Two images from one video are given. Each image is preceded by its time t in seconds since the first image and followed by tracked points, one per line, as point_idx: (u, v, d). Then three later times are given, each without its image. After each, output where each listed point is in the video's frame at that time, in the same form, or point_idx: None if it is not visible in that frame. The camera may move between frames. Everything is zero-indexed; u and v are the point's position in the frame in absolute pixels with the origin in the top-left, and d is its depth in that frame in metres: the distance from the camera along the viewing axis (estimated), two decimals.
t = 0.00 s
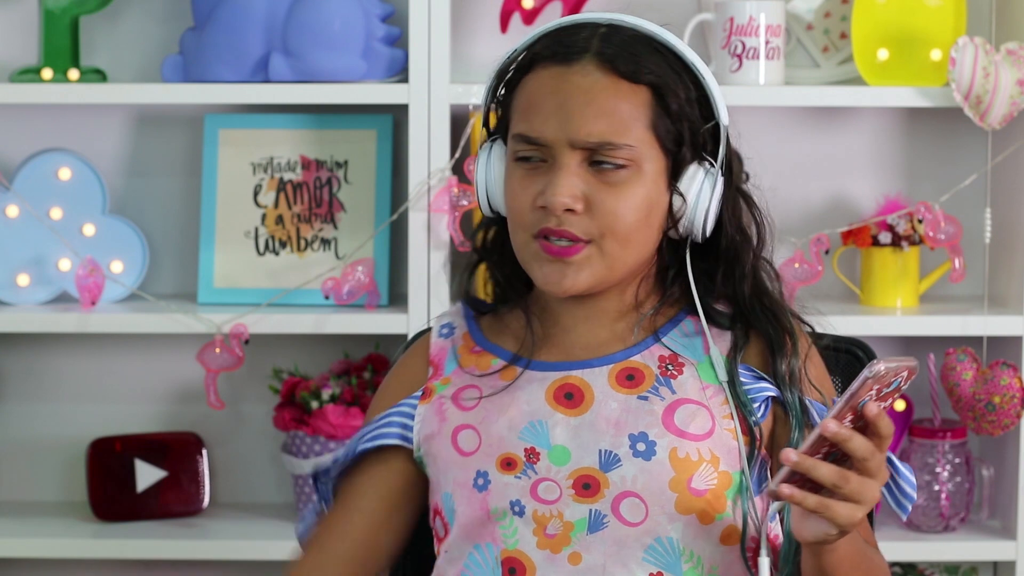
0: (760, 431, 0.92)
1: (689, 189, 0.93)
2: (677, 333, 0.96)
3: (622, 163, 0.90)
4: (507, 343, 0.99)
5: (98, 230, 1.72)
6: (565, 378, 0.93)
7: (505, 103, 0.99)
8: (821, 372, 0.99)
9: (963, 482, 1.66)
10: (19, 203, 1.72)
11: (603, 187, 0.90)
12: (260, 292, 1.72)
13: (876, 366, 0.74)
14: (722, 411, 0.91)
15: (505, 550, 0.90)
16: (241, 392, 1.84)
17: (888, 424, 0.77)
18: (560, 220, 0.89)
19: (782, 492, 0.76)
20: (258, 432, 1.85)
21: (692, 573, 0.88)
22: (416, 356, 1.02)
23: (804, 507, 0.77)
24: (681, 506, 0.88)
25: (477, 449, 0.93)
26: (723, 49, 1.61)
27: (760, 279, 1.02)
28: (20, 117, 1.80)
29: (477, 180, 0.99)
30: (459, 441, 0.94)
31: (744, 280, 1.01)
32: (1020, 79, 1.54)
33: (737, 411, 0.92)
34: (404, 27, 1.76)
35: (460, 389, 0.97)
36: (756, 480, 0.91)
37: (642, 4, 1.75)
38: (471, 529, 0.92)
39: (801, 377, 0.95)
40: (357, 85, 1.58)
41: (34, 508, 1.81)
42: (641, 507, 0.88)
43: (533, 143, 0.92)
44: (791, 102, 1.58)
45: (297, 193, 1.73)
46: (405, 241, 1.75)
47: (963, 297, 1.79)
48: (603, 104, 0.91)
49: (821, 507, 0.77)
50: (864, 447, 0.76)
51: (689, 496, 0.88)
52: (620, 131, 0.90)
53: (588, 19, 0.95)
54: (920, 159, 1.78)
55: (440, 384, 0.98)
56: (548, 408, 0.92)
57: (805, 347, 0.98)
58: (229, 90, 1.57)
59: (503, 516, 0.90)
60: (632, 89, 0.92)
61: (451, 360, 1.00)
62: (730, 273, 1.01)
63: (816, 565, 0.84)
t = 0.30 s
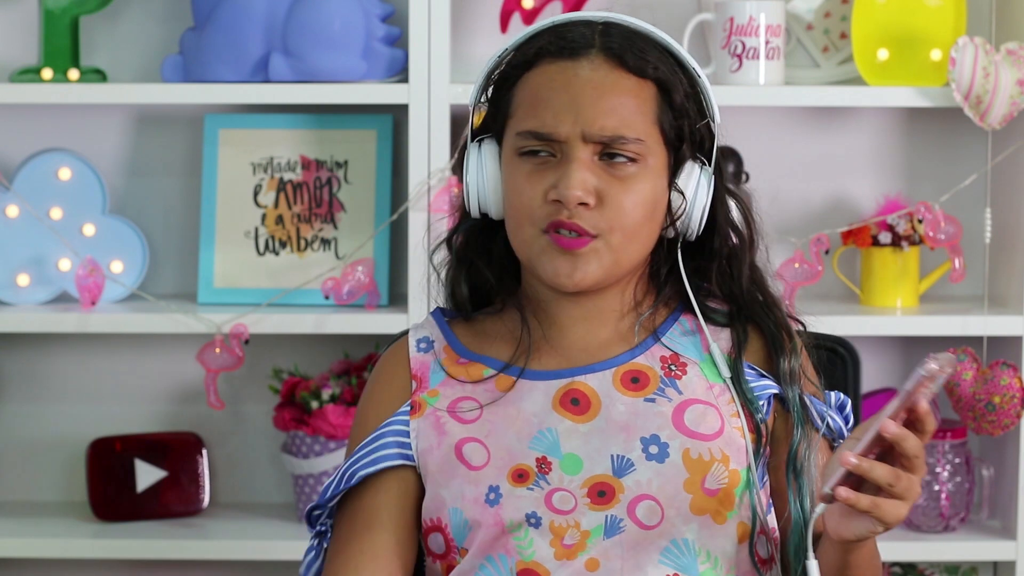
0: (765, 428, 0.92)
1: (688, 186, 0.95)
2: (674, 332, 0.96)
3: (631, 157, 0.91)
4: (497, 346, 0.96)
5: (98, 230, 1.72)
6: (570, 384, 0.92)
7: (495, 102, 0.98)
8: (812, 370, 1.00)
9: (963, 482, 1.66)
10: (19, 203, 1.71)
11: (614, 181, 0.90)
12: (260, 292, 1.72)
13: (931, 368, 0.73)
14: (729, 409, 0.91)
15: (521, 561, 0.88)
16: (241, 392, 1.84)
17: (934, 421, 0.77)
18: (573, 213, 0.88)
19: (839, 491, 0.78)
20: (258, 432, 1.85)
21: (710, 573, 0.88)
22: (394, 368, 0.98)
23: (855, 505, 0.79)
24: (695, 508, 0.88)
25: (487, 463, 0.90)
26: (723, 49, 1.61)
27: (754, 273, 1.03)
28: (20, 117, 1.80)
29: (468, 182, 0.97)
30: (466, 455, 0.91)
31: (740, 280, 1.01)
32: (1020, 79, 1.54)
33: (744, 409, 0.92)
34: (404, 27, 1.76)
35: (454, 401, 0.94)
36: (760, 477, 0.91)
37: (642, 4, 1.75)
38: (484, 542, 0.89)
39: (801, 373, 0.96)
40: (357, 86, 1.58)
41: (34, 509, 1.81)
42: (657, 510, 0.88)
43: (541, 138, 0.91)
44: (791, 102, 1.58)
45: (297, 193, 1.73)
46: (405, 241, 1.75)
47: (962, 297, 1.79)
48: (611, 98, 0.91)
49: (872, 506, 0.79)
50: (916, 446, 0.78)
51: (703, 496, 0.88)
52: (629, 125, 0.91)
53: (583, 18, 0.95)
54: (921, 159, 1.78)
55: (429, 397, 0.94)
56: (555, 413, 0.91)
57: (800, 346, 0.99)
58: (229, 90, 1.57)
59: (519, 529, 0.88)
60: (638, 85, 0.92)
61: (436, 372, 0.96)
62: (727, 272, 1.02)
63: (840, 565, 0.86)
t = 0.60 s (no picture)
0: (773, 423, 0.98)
1: (690, 184, 0.99)
2: (678, 333, 1.00)
3: (648, 156, 0.93)
4: (498, 358, 0.97)
5: (98, 230, 1.72)
6: (586, 392, 0.93)
7: (497, 103, 0.98)
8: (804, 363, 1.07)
9: (963, 482, 1.66)
10: (19, 203, 1.71)
11: (636, 180, 0.92)
12: (260, 292, 1.71)
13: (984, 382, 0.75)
14: (742, 407, 0.96)
15: None
16: (241, 392, 1.84)
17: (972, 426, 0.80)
18: (602, 212, 0.90)
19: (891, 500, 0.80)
20: (258, 432, 1.85)
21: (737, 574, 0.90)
22: (394, 391, 0.96)
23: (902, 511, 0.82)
24: (720, 508, 0.91)
25: (511, 480, 0.90)
26: (723, 49, 1.61)
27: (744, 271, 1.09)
28: (19, 117, 1.80)
29: (465, 182, 0.95)
30: (490, 472, 0.91)
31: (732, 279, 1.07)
32: (1020, 79, 1.54)
33: (755, 404, 0.96)
34: (404, 27, 1.76)
35: (470, 419, 0.93)
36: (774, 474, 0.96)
37: (642, 4, 1.75)
38: (513, 559, 0.89)
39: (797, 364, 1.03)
40: (357, 86, 1.58)
41: (33, 508, 1.81)
42: (683, 514, 0.90)
43: (562, 139, 0.92)
44: (791, 102, 1.57)
45: (297, 193, 1.73)
46: (405, 241, 1.75)
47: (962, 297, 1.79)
48: (628, 99, 0.93)
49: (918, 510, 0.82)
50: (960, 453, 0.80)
51: (726, 496, 0.92)
52: (645, 125, 0.93)
53: (585, 18, 0.96)
54: (921, 159, 1.78)
55: (440, 420, 0.93)
56: (573, 421, 0.92)
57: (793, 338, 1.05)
58: (229, 90, 1.57)
59: (549, 544, 0.88)
60: (648, 85, 0.95)
61: (442, 393, 0.95)
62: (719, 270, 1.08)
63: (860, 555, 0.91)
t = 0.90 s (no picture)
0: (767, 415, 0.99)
1: (664, 176, 0.99)
2: (665, 330, 1.01)
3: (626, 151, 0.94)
4: (488, 366, 0.96)
5: (98, 230, 1.72)
6: (582, 399, 0.93)
7: (467, 107, 0.98)
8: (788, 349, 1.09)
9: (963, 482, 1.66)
10: (19, 203, 1.71)
11: (617, 175, 0.92)
12: (260, 292, 1.71)
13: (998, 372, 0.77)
14: (735, 403, 0.97)
15: None
16: (242, 392, 1.84)
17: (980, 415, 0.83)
18: (587, 209, 0.90)
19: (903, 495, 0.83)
20: (259, 432, 1.85)
21: (737, 571, 0.92)
22: (383, 407, 0.95)
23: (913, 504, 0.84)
24: (719, 507, 0.93)
25: (512, 493, 0.90)
26: (723, 49, 1.61)
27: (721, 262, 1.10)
28: (19, 117, 1.80)
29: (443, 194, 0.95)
30: (490, 486, 0.90)
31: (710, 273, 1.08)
32: (1020, 79, 1.54)
33: (747, 400, 0.98)
34: (404, 27, 1.76)
35: (465, 433, 0.92)
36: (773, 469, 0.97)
37: (642, 4, 1.75)
38: (520, 572, 0.89)
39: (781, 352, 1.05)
40: (357, 86, 1.58)
41: (33, 508, 1.81)
42: (684, 517, 0.91)
43: (541, 137, 0.92)
44: (791, 102, 1.57)
45: (297, 193, 1.73)
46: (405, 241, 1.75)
47: (962, 297, 1.79)
48: (601, 94, 0.94)
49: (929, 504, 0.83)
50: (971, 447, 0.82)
51: (724, 495, 0.93)
52: (620, 119, 0.94)
53: (544, 16, 0.98)
54: (920, 159, 1.78)
55: (436, 435, 0.92)
56: (570, 429, 0.92)
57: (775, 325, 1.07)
58: (229, 90, 1.57)
59: (553, 555, 0.89)
60: (617, 78, 0.96)
61: (434, 408, 0.94)
62: (698, 265, 1.09)
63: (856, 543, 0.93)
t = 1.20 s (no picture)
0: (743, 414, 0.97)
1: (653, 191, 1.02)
2: (646, 327, 0.99)
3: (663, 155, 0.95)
4: (471, 358, 0.97)
5: (98, 230, 1.73)
6: (558, 392, 0.94)
7: (520, 95, 0.95)
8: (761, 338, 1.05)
9: (963, 482, 1.65)
10: (19, 203, 1.72)
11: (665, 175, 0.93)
12: (260, 292, 1.71)
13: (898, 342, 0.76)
14: (709, 399, 0.95)
15: None
16: (241, 392, 1.84)
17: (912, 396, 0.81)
18: (650, 203, 0.90)
19: (806, 460, 0.82)
20: (258, 432, 1.85)
21: (707, 566, 0.90)
22: (362, 394, 0.96)
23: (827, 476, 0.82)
24: (688, 502, 0.92)
25: (482, 483, 0.91)
26: (723, 49, 1.61)
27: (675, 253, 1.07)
28: (19, 117, 1.80)
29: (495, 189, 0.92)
30: (460, 476, 0.92)
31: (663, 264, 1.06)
32: (1020, 79, 1.54)
33: (724, 397, 0.96)
34: (404, 27, 1.76)
35: (440, 421, 0.94)
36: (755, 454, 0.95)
37: (642, 4, 1.75)
38: (484, 563, 0.89)
39: (748, 339, 1.02)
40: (356, 86, 1.58)
41: (34, 508, 1.81)
42: (651, 511, 0.91)
43: (606, 127, 0.91)
44: (791, 101, 1.57)
45: (297, 193, 1.73)
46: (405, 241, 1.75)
47: (962, 297, 1.79)
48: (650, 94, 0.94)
49: (843, 477, 0.82)
50: (885, 421, 0.81)
51: (693, 491, 0.92)
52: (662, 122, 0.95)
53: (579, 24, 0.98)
54: (920, 159, 1.78)
55: (410, 423, 0.94)
56: (541, 420, 0.93)
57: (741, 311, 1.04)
58: (229, 89, 1.57)
59: (518, 545, 0.89)
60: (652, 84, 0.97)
61: (410, 395, 0.95)
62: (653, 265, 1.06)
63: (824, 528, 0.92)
